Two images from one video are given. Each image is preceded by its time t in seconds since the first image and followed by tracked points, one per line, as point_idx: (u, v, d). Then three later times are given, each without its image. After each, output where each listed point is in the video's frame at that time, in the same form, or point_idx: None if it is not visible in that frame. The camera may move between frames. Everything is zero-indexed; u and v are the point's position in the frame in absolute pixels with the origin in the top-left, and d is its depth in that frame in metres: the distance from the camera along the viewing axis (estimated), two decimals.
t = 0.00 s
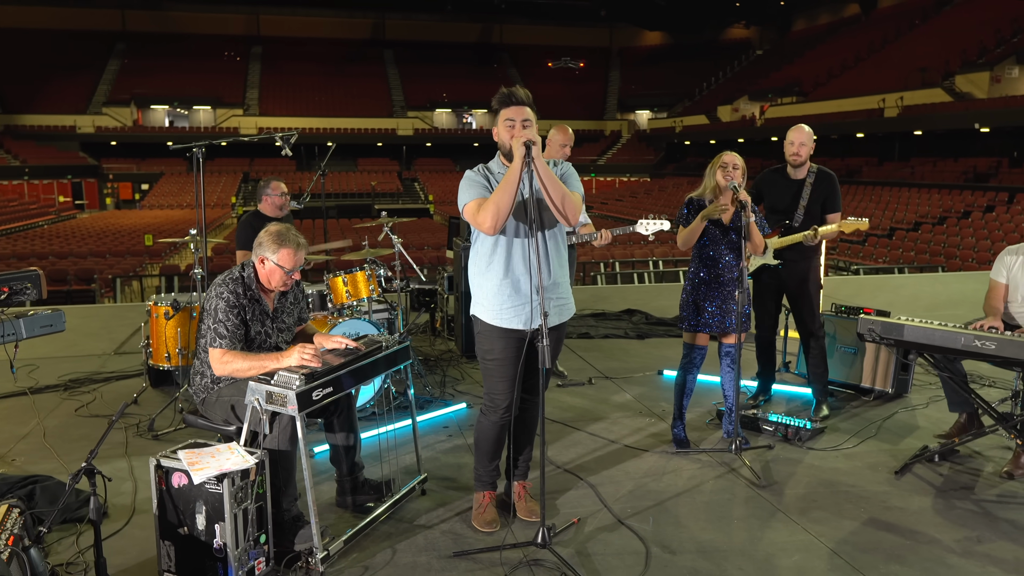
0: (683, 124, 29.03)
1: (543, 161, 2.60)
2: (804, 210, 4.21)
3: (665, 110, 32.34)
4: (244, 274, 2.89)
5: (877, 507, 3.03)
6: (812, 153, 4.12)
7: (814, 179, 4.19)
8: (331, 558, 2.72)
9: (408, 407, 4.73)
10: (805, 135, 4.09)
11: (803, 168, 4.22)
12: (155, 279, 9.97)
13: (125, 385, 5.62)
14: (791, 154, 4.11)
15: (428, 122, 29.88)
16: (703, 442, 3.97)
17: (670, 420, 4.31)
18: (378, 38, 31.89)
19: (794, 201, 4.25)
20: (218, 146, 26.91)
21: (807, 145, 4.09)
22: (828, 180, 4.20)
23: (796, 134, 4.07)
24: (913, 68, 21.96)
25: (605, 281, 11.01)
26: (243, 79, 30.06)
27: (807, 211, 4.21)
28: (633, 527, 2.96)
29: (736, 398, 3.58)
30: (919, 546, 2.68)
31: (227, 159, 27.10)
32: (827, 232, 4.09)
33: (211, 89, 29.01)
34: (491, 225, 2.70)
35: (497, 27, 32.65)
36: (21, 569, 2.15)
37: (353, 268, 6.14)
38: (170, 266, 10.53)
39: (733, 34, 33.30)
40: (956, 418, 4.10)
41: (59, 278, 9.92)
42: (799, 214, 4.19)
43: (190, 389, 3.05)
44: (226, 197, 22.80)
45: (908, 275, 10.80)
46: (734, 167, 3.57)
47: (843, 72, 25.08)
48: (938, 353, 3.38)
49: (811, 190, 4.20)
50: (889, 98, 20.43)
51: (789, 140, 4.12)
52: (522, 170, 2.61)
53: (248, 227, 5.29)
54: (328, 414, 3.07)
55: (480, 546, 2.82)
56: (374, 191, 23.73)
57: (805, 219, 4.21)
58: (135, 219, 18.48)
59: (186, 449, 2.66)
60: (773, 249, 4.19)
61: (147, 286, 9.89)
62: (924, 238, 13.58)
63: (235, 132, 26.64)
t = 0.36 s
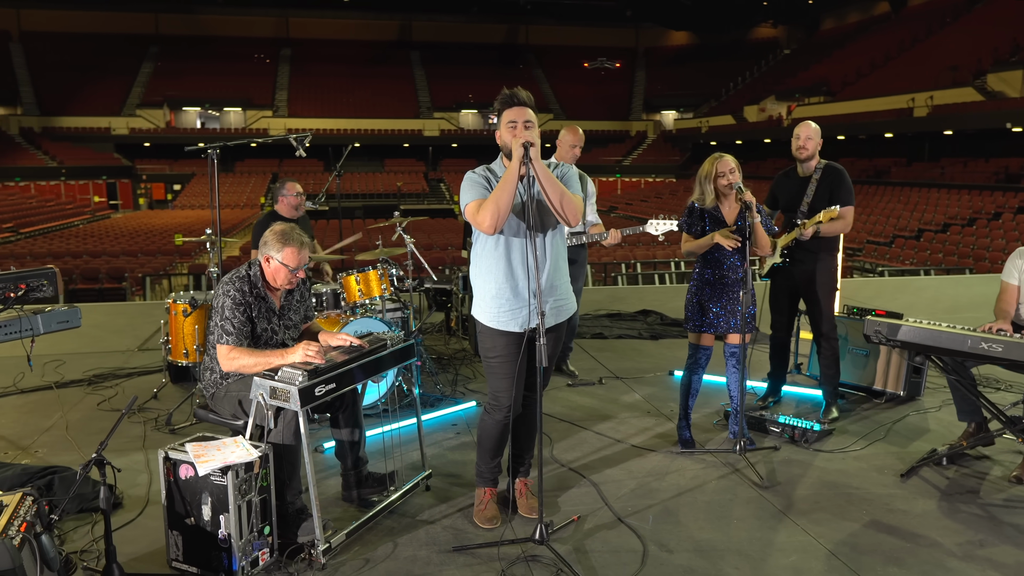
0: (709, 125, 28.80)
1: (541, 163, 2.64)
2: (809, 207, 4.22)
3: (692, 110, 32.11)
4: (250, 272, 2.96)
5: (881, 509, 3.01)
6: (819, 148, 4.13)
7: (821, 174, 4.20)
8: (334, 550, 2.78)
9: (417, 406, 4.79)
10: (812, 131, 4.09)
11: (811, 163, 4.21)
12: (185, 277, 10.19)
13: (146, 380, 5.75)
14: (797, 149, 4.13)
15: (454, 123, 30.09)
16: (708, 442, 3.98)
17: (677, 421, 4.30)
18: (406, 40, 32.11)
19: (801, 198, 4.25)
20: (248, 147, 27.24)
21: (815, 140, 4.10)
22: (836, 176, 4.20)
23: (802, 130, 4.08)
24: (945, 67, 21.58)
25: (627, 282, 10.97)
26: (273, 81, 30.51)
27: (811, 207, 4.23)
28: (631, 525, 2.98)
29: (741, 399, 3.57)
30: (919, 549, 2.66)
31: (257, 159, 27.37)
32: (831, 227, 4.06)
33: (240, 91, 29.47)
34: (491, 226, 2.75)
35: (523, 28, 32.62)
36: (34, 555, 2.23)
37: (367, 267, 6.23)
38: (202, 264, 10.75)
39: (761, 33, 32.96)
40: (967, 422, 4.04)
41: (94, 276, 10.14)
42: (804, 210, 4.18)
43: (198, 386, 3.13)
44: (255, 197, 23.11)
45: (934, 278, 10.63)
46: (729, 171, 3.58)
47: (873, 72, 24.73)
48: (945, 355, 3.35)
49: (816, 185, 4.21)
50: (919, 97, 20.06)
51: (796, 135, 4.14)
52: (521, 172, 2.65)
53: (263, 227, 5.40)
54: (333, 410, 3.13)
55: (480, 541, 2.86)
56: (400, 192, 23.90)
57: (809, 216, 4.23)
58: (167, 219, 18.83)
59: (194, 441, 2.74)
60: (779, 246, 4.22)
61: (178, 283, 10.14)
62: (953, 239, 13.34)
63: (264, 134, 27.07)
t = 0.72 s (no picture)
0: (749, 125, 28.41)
1: (551, 165, 2.67)
2: (838, 210, 4.14)
3: (733, 110, 31.69)
4: (268, 271, 3.07)
5: (894, 514, 2.98)
6: (845, 153, 4.07)
7: (850, 178, 4.12)
8: (346, 541, 2.85)
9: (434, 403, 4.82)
10: (835, 136, 4.05)
11: (840, 167, 4.15)
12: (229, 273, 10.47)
13: (178, 375, 5.94)
14: (823, 156, 4.09)
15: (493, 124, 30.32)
16: (724, 444, 3.96)
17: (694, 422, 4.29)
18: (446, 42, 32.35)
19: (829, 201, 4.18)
20: (292, 147, 27.32)
21: (838, 145, 4.05)
22: (867, 180, 4.10)
23: (826, 135, 4.03)
24: (994, 64, 20.94)
25: (661, 282, 10.92)
26: (314, 83, 31.07)
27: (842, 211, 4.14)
28: (640, 523, 3.00)
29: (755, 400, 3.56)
30: (930, 553, 2.64)
31: (302, 161, 27.35)
32: (860, 229, 3.96)
33: (284, 92, 30.17)
34: (502, 224, 2.79)
35: (562, 28, 32.39)
36: (57, 539, 2.35)
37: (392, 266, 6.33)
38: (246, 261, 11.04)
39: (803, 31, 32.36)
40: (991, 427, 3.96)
41: (141, 273, 10.44)
42: (833, 214, 4.11)
43: (221, 380, 3.25)
44: (297, 197, 23.55)
45: (978, 281, 10.36)
46: (755, 170, 3.55)
47: (919, 70, 24.13)
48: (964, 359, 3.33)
49: (846, 189, 4.12)
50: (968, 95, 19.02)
51: (819, 141, 4.09)
52: (531, 173, 2.68)
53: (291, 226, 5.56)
54: (349, 406, 3.22)
55: (489, 535, 2.91)
56: (437, 192, 24.12)
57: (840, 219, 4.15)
58: (213, 218, 19.33)
59: (213, 434, 2.83)
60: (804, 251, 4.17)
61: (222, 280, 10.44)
62: (999, 242, 12.99)
63: (305, 135, 27.60)
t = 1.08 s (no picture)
0: (791, 127, 27.97)
1: (564, 168, 2.73)
2: (865, 212, 4.08)
3: (775, 111, 31.21)
4: (293, 268, 3.18)
5: (907, 515, 2.97)
6: (877, 156, 4.00)
7: (878, 180, 4.06)
8: (362, 531, 2.96)
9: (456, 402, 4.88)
10: (867, 139, 3.97)
11: (867, 169, 4.10)
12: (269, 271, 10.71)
13: (210, 370, 6.13)
14: (855, 160, 4.02)
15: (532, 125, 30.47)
16: (741, 444, 3.96)
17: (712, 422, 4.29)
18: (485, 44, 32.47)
19: (856, 202, 4.13)
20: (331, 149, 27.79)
21: (870, 150, 3.98)
22: (895, 183, 4.05)
23: (858, 137, 3.96)
24: None
25: (696, 285, 10.85)
26: (354, 84, 31.41)
27: (869, 213, 4.08)
28: (650, 520, 3.04)
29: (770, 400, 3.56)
30: (940, 555, 2.64)
31: (339, 163, 27.96)
32: (884, 234, 3.93)
33: (325, 95, 30.65)
34: (519, 226, 2.85)
35: (603, 29, 32.21)
36: (87, 521, 2.49)
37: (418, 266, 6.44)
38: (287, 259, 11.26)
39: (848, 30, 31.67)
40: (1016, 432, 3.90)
41: (182, 272, 10.72)
42: (860, 216, 4.07)
43: (246, 372, 3.38)
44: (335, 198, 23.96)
45: None
46: (761, 172, 3.60)
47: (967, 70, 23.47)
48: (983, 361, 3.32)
49: (873, 192, 4.07)
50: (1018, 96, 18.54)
51: (851, 144, 4.02)
52: (545, 176, 2.74)
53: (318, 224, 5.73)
54: (369, 400, 3.32)
55: (502, 528, 2.98)
56: (472, 193, 24.27)
57: (868, 221, 4.09)
58: (254, 218, 19.80)
59: (237, 424, 2.95)
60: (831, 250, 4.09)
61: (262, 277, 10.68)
62: None
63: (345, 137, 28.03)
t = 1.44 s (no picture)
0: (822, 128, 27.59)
1: (569, 167, 2.78)
2: (868, 214, 4.10)
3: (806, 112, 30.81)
4: (309, 265, 3.29)
5: (910, 513, 3.00)
6: (881, 157, 4.02)
7: (881, 182, 4.08)
8: (371, 520, 3.05)
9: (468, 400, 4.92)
10: (873, 139, 3.98)
11: (871, 171, 4.11)
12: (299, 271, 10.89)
13: (232, 366, 6.29)
14: (858, 160, 4.03)
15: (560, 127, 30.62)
16: (750, 441, 3.98)
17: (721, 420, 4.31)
18: (513, 45, 32.58)
19: (859, 204, 4.15)
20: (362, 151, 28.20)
21: (876, 150, 3.99)
22: (897, 184, 4.08)
23: (863, 137, 3.97)
24: None
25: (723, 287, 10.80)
26: (383, 87, 31.60)
27: (872, 215, 4.10)
28: (654, 513, 3.09)
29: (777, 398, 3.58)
30: (940, 552, 2.68)
31: (369, 164, 28.33)
32: (886, 237, 3.97)
33: (354, 97, 30.92)
34: (526, 225, 2.89)
35: (631, 30, 32.19)
36: (107, 504, 2.61)
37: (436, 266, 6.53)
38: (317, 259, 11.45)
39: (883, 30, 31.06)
40: None
41: (210, 271, 10.97)
42: (862, 217, 4.09)
43: (262, 365, 3.48)
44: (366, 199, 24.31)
45: None
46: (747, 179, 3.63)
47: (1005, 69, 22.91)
48: (989, 361, 3.34)
49: (877, 193, 4.08)
50: None
51: (856, 144, 4.02)
52: (550, 175, 2.79)
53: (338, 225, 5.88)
54: (381, 394, 3.42)
55: (507, 519, 3.05)
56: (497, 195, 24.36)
57: (870, 223, 4.11)
58: (284, 219, 20.14)
59: (251, 415, 3.06)
60: (832, 252, 4.11)
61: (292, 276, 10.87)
62: None
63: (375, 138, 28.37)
